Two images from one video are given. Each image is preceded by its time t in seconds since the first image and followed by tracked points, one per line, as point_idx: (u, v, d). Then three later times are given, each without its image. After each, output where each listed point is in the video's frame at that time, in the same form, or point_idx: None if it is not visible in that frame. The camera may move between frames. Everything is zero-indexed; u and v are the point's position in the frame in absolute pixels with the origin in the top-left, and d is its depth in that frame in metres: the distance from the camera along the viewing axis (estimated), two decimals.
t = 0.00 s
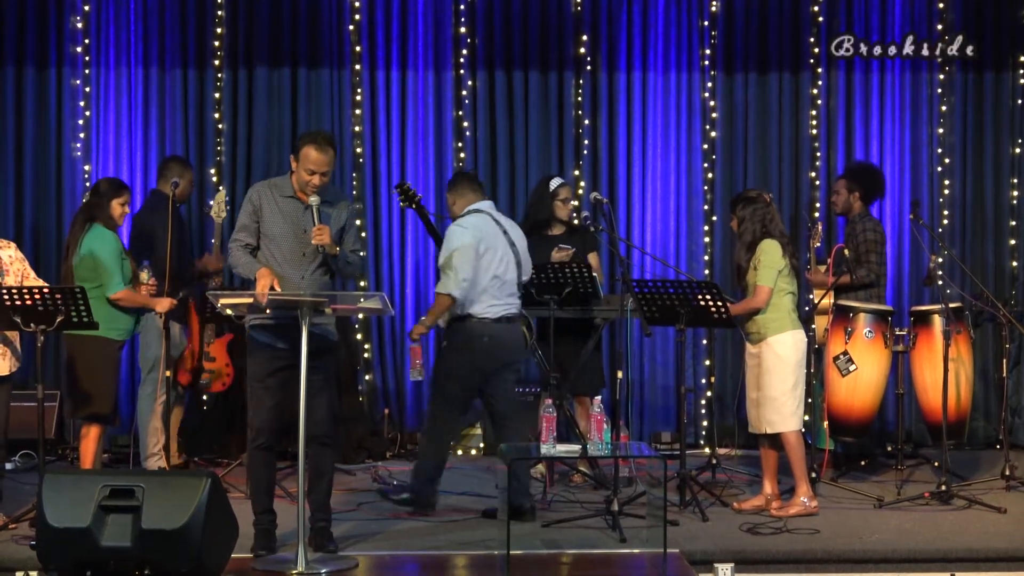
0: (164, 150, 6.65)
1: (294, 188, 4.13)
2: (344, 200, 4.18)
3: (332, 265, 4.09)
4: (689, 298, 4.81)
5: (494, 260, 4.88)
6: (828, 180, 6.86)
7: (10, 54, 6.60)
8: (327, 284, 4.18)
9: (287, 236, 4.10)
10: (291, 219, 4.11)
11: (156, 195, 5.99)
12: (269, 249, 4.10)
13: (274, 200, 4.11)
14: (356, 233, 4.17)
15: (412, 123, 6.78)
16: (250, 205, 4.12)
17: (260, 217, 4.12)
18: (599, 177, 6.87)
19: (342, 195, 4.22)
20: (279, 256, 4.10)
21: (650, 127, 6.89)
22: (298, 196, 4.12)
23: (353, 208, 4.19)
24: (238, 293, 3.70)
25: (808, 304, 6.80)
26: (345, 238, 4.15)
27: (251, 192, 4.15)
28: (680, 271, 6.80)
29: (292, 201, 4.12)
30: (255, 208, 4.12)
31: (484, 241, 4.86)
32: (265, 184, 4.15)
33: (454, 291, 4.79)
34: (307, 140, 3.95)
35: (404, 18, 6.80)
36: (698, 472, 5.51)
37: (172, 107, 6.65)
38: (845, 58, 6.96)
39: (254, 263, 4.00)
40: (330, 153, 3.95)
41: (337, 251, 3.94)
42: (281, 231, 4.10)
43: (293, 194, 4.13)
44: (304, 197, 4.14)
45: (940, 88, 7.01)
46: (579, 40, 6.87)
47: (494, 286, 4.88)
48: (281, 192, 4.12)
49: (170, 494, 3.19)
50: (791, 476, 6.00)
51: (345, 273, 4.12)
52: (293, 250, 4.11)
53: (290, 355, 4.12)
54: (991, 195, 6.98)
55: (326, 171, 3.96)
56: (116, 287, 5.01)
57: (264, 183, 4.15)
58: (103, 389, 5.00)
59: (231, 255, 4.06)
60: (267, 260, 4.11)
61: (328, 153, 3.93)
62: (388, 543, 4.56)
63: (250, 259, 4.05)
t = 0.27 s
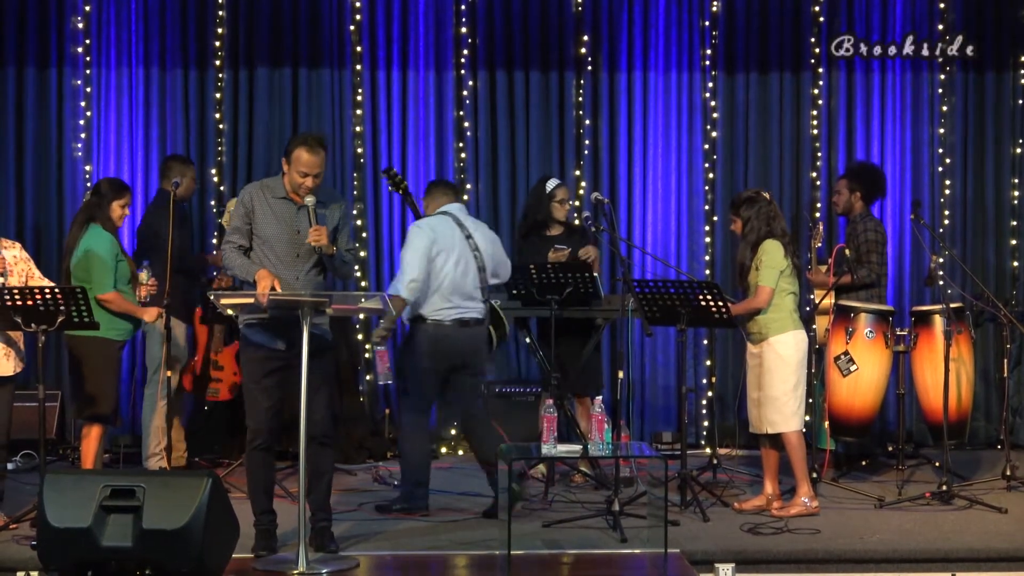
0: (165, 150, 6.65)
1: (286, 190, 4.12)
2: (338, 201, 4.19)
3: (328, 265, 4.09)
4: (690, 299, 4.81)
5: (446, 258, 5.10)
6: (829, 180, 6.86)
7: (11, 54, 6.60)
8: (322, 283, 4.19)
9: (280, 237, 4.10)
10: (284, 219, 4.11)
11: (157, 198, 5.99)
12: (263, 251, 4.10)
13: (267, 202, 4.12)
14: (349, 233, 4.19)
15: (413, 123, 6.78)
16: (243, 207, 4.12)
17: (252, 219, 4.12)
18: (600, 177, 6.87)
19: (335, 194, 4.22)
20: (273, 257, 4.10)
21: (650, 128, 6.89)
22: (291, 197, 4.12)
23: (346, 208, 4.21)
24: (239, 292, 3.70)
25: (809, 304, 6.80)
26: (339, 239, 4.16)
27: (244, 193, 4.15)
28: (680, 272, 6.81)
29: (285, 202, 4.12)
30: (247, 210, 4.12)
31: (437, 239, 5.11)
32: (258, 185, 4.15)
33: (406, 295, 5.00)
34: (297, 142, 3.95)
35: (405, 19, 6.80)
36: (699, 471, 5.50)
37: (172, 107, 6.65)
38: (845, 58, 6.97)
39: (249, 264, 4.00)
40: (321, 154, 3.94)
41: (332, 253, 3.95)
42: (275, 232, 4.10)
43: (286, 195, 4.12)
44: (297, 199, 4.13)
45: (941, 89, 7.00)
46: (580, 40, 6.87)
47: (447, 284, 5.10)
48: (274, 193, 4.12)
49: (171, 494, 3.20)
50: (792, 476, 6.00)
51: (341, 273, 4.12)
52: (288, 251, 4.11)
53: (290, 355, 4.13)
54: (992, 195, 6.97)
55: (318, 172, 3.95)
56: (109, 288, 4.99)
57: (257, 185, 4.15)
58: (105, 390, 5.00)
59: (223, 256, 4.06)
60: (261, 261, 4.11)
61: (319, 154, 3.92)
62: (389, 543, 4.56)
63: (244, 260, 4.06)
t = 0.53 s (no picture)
0: (169, 150, 6.66)
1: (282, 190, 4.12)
2: (334, 201, 4.23)
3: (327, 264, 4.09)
4: (692, 299, 4.81)
5: (417, 251, 4.96)
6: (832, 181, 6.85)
7: (13, 54, 6.60)
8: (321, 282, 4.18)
9: (278, 237, 4.10)
10: (281, 220, 4.11)
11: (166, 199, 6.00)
12: (262, 251, 4.10)
13: (265, 202, 4.12)
14: (347, 233, 4.26)
15: (415, 123, 6.78)
16: (240, 208, 4.12)
17: (250, 219, 4.12)
18: (603, 178, 6.87)
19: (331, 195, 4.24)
20: (272, 258, 4.10)
21: (653, 128, 6.89)
22: (287, 197, 4.12)
23: (343, 207, 4.27)
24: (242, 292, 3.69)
25: (812, 304, 6.80)
26: (338, 238, 4.23)
27: (241, 195, 4.15)
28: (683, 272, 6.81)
29: (282, 203, 4.12)
30: (245, 211, 4.12)
31: (408, 233, 4.96)
32: (254, 186, 4.15)
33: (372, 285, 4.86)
34: (289, 143, 3.94)
35: (408, 19, 6.80)
36: (701, 471, 5.50)
37: (175, 107, 6.66)
38: (848, 58, 6.96)
39: (251, 265, 4.01)
40: (314, 155, 3.94)
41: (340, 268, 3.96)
42: (273, 232, 4.10)
43: (282, 196, 4.13)
44: (292, 199, 4.13)
45: (944, 89, 7.00)
46: (583, 40, 6.88)
47: (418, 278, 4.96)
48: (271, 194, 4.12)
49: (174, 494, 3.20)
50: (795, 477, 6.00)
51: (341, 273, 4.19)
52: (286, 251, 4.11)
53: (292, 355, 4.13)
54: (995, 196, 6.97)
55: (311, 173, 3.96)
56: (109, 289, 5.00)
57: (253, 186, 4.15)
58: (108, 390, 5.00)
59: (223, 258, 4.06)
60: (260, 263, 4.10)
61: (312, 155, 3.93)
62: (391, 544, 4.56)
63: (244, 260, 4.05)
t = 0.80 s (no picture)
0: (170, 150, 6.67)
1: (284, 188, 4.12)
2: (337, 196, 4.20)
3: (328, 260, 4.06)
4: (694, 299, 4.81)
5: (401, 255, 5.07)
6: (833, 181, 6.85)
7: (14, 54, 6.61)
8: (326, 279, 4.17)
9: (281, 235, 4.10)
10: (284, 217, 4.11)
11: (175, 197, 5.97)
12: (267, 249, 4.10)
13: (267, 201, 4.12)
14: (353, 228, 4.22)
15: (417, 123, 6.78)
16: (244, 207, 4.13)
17: (254, 217, 4.13)
18: (605, 178, 6.87)
19: (332, 188, 4.22)
20: (276, 256, 4.09)
21: (654, 128, 6.89)
22: (289, 195, 4.12)
23: (347, 201, 4.24)
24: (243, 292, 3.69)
25: (813, 304, 6.80)
26: (343, 234, 4.20)
27: (244, 194, 4.16)
28: (685, 272, 6.81)
29: (284, 200, 4.12)
30: (249, 210, 4.13)
31: (394, 236, 5.07)
32: (257, 185, 4.16)
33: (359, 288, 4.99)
34: (285, 139, 3.94)
35: (409, 19, 6.81)
36: (702, 471, 5.50)
37: (176, 106, 6.66)
38: (848, 59, 6.96)
39: (256, 264, 4.02)
40: (310, 150, 3.93)
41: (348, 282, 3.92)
42: (276, 230, 4.10)
43: (284, 193, 4.12)
44: (294, 196, 4.13)
45: (945, 89, 7.00)
46: (584, 40, 6.87)
47: (403, 280, 5.07)
48: (273, 192, 4.13)
49: (175, 493, 3.20)
50: (796, 477, 6.00)
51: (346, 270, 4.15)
52: (288, 249, 4.10)
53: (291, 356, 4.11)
54: (996, 196, 6.97)
55: (308, 170, 3.95)
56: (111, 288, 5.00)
57: (256, 183, 4.15)
58: (110, 391, 5.00)
59: (229, 257, 4.08)
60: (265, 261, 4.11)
61: (308, 151, 3.92)
62: (393, 543, 4.57)
63: (251, 259, 4.07)
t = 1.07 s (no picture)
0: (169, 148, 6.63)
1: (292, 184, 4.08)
2: (344, 192, 4.15)
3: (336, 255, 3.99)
4: (698, 298, 4.76)
5: (399, 254, 5.26)
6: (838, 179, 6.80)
7: (13, 52, 6.57)
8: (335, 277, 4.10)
9: (289, 232, 4.05)
10: (293, 215, 4.06)
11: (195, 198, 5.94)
12: (275, 247, 4.05)
13: (275, 198, 4.07)
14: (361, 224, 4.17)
15: (418, 121, 6.74)
16: (252, 206, 4.08)
17: (262, 216, 4.08)
18: (608, 176, 6.82)
19: (338, 184, 4.17)
20: (284, 253, 4.04)
21: (658, 125, 6.84)
22: (297, 191, 4.07)
23: (354, 197, 4.19)
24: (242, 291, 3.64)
25: (818, 304, 6.75)
26: (352, 230, 4.15)
27: (252, 192, 4.11)
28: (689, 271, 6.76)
29: (292, 197, 4.07)
30: (257, 208, 4.07)
31: (391, 236, 5.28)
32: (264, 183, 4.11)
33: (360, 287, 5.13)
34: (291, 134, 3.90)
35: (410, 15, 6.76)
36: (706, 471, 5.44)
37: (175, 103, 6.62)
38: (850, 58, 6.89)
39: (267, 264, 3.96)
40: (317, 144, 3.89)
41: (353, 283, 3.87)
42: (285, 228, 4.05)
43: (291, 190, 4.08)
44: (302, 193, 4.08)
45: (951, 87, 6.95)
46: (587, 37, 6.82)
47: (401, 278, 5.25)
48: (281, 189, 4.08)
49: (174, 494, 3.16)
50: (801, 478, 5.94)
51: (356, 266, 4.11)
52: (295, 246, 4.04)
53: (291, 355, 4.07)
54: (1003, 194, 6.91)
55: (314, 164, 3.90)
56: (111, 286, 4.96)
57: (263, 182, 4.11)
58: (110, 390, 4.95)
59: (239, 258, 4.03)
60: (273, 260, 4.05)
61: (314, 144, 3.87)
62: (394, 545, 4.52)
63: (261, 258, 4.01)
